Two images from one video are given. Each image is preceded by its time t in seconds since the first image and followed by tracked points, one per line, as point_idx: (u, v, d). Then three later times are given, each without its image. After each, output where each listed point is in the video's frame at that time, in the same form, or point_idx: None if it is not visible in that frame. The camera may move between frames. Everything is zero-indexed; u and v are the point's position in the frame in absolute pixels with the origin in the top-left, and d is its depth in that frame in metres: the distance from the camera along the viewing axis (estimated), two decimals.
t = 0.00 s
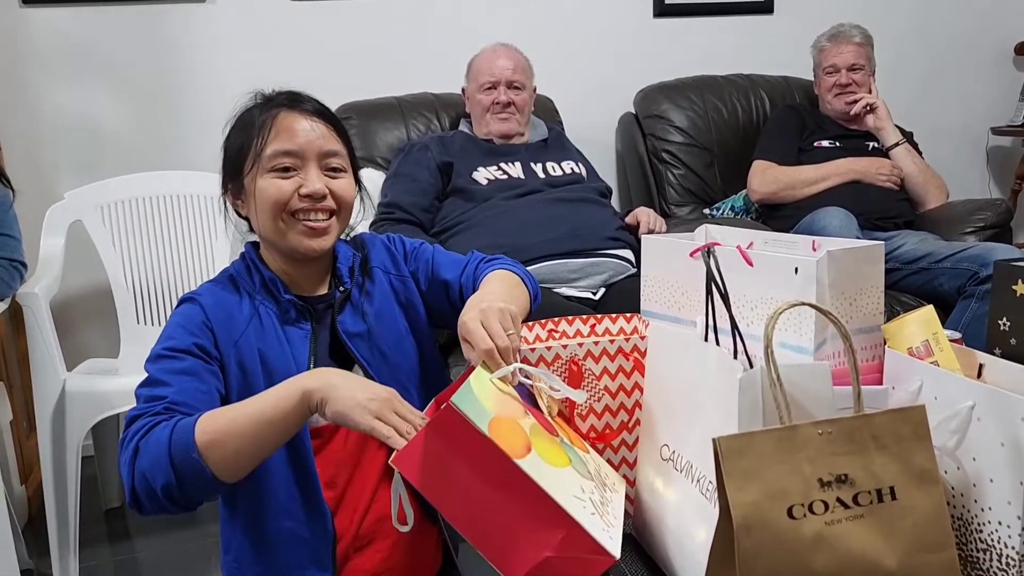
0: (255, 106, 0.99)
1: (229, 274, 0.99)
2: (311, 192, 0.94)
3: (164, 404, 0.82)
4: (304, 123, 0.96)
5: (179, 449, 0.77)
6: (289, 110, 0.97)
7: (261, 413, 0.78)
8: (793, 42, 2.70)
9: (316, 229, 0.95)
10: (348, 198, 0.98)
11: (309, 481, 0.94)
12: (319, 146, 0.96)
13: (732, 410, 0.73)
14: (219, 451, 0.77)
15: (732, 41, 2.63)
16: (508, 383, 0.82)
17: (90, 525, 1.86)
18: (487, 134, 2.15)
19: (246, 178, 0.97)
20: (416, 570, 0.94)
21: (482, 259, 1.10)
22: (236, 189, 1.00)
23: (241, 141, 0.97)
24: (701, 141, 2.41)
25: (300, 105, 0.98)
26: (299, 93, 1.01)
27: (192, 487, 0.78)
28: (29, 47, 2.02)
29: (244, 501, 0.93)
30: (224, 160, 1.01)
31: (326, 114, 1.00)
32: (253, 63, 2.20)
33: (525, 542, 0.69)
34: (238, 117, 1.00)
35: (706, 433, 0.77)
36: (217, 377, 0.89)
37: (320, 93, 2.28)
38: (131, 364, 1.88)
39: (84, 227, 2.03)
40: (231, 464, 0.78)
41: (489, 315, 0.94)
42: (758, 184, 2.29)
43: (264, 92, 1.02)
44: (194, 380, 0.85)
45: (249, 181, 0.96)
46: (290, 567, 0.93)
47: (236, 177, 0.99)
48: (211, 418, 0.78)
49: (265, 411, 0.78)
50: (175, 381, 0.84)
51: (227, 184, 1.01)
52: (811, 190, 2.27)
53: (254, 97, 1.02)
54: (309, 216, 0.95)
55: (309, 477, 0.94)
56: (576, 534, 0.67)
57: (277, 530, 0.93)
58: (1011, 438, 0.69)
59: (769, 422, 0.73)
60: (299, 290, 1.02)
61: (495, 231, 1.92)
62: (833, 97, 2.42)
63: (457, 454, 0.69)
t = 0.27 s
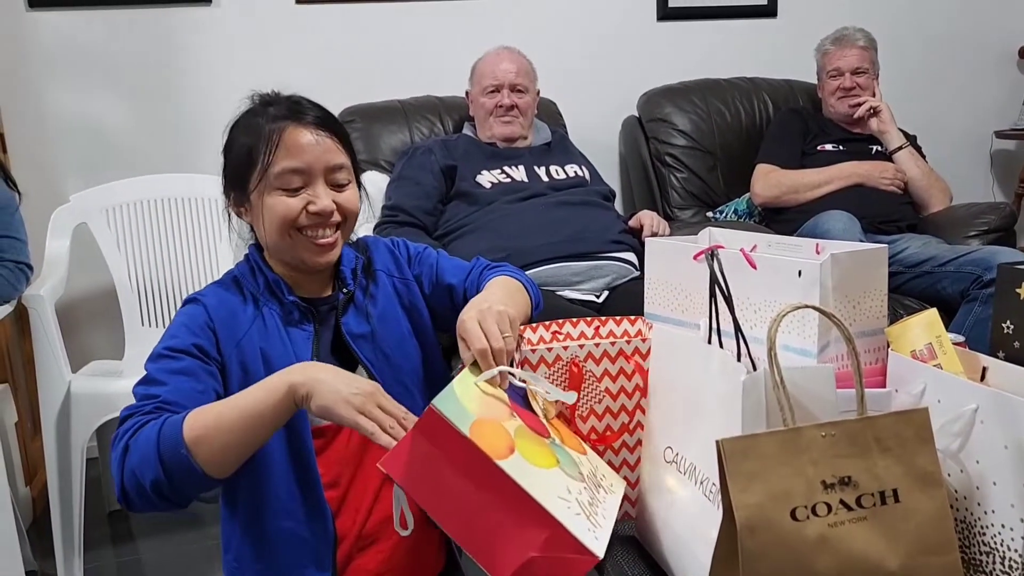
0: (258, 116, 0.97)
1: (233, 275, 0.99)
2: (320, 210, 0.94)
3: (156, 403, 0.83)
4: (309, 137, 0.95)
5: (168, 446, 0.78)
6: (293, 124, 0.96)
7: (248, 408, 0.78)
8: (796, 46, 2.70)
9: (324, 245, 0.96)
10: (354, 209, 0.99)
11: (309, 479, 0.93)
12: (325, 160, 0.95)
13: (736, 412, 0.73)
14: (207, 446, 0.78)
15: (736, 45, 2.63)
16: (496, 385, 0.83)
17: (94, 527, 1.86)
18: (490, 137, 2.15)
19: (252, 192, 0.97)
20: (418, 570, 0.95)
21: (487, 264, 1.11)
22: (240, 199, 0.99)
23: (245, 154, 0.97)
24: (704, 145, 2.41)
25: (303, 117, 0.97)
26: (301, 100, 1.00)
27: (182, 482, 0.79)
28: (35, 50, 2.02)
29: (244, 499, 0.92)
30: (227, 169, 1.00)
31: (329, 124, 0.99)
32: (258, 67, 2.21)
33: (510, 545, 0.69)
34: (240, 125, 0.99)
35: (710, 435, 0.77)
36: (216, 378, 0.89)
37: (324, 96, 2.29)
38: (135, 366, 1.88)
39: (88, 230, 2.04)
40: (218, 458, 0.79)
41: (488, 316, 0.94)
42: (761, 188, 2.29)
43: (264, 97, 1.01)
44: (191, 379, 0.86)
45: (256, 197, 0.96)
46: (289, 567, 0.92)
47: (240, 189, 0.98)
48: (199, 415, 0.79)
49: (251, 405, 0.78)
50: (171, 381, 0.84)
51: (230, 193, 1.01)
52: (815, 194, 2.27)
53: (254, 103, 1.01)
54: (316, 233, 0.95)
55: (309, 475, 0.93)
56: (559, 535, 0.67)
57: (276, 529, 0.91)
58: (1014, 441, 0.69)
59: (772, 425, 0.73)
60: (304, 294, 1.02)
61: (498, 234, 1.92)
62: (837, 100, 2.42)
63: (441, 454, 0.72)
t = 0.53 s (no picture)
0: (244, 127, 0.96)
1: (232, 280, 1.00)
2: (313, 222, 0.94)
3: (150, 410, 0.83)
4: (297, 150, 0.93)
5: (161, 454, 0.78)
6: (281, 136, 0.94)
7: (236, 413, 0.78)
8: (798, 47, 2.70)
9: (318, 256, 0.96)
10: (348, 215, 0.99)
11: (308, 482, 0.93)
12: (315, 172, 0.94)
13: (738, 416, 0.73)
14: (201, 453, 0.78)
15: (738, 47, 2.64)
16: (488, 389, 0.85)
17: (97, 529, 1.87)
18: (493, 139, 2.15)
19: (244, 205, 0.96)
20: None
21: (494, 267, 1.12)
22: (232, 210, 0.99)
23: (234, 167, 0.96)
24: (706, 147, 2.41)
25: (291, 128, 0.95)
26: (287, 107, 0.98)
27: (178, 489, 0.79)
28: (39, 53, 2.03)
29: (244, 503, 0.92)
30: (217, 180, 0.98)
31: (318, 131, 0.97)
32: (261, 69, 2.21)
33: (504, 549, 0.69)
34: (227, 134, 0.97)
35: (712, 437, 0.77)
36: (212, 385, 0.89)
37: (327, 98, 2.29)
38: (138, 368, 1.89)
39: (92, 232, 2.04)
40: (212, 463, 0.79)
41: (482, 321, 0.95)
42: (763, 190, 2.28)
43: (250, 105, 0.99)
44: (187, 389, 0.86)
45: (248, 211, 0.96)
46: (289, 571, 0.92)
47: (232, 201, 0.98)
48: (190, 421, 0.79)
49: (239, 410, 0.78)
50: (166, 390, 0.85)
51: (222, 203, 1.00)
52: (818, 196, 2.27)
53: (241, 111, 0.99)
54: (309, 244, 0.95)
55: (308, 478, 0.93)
56: (554, 536, 0.67)
57: (276, 533, 0.91)
58: (1016, 445, 0.69)
59: (774, 427, 0.73)
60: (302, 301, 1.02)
61: (501, 236, 1.92)
62: (839, 103, 2.42)
63: (435, 459, 0.73)
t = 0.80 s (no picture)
0: (231, 136, 0.94)
1: (225, 280, 0.98)
2: (305, 230, 0.93)
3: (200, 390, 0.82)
4: (286, 157, 0.92)
5: (226, 431, 0.76)
6: (268, 144, 0.92)
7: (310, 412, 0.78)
8: (800, 49, 2.70)
9: (311, 263, 0.96)
10: (339, 220, 0.98)
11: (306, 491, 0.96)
12: (305, 179, 0.93)
13: (738, 417, 0.73)
14: (266, 440, 0.76)
15: (740, 48, 2.64)
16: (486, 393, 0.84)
17: (98, 529, 1.87)
18: (494, 141, 2.15)
19: (234, 212, 0.95)
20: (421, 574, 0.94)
21: (494, 270, 1.12)
22: (222, 219, 0.98)
23: (222, 176, 0.94)
24: (707, 148, 2.41)
25: (279, 135, 0.93)
26: (273, 112, 0.96)
27: (231, 471, 0.77)
28: (40, 53, 2.03)
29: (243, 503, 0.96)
30: (205, 188, 0.97)
31: (306, 136, 0.96)
32: (262, 70, 2.22)
33: (502, 548, 0.69)
34: (214, 142, 0.96)
35: (713, 439, 0.77)
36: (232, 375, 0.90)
37: (328, 99, 2.30)
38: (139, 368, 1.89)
39: (93, 233, 2.05)
40: (273, 454, 0.77)
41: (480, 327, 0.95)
42: (765, 192, 2.28)
43: (236, 111, 0.97)
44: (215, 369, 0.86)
45: (238, 220, 0.95)
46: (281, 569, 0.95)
47: (221, 209, 0.97)
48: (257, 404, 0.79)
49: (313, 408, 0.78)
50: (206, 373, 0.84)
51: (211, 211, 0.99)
52: (819, 198, 2.27)
53: (226, 118, 0.97)
54: (301, 252, 0.95)
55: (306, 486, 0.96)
56: (552, 538, 0.67)
57: (272, 534, 0.95)
58: (1018, 446, 0.69)
59: (776, 429, 0.73)
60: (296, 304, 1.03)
61: (502, 237, 1.92)
62: (840, 105, 2.42)
63: (439, 454, 0.73)
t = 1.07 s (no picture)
0: (232, 131, 0.95)
1: (226, 278, 0.97)
2: (309, 221, 0.93)
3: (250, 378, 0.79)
4: (288, 149, 0.93)
5: (282, 416, 0.73)
6: (270, 136, 0.93)
7: (368, 406, 0.74)
8: (800, 50, 2.70)
9: (315, 255, 0.96)
10: (341, 213, 0.98)
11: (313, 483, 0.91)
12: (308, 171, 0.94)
13: (738, 418, 0.73)
14: (320, 431, 0.72)
15: (740, 48, 2.64)
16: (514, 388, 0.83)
17: (98, 529, 1.87)
18: (494, 141, 2.15)
19: (237, 208, 0.95)
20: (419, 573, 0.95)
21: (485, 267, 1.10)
22: (224, 215, 0.98)
23: (224, 171, 0.95)
24: (707, 149, 2.41)
25: (280, 127, 0.94)
26: (274, 108, 0.97)
27: (276, 459, 0.73)
28: (40, 53, 2.03)
29: (252, 497, 0.91)
30: (207, 184, 0.98)
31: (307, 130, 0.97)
32: (262, 70, 2.22)
33: (521, 547, 0.69)
34: (215, 139, 0.97)
35: (712, 440, 0.77)
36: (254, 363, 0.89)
37: (328, 99, 2.30)
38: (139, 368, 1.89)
39: (93, 233, 2.05)
40: (324, 445, 0.73)
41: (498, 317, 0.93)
42: (765, 192, 2.28)
43: (237, 109, 0.98)
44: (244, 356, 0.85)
45: (241, 214, 0.95)
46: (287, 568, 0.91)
47: (223, 205, 0.97)
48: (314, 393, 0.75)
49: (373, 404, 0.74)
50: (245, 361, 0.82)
51: (213, 208, 0.99)
52: (819, 199, 2.27)
53: (227, 116, 0.98)
54: (305, 244, 0.95)
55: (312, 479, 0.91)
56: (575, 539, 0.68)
57: (278, 529, 0.90)
58: (1017, 447, 0.69)
59: (774, 430, 0.73)
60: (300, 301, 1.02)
61: (502, 237, 1.92)
62: (840, 105, 2.42)
63: (468, 452, 0.70)
